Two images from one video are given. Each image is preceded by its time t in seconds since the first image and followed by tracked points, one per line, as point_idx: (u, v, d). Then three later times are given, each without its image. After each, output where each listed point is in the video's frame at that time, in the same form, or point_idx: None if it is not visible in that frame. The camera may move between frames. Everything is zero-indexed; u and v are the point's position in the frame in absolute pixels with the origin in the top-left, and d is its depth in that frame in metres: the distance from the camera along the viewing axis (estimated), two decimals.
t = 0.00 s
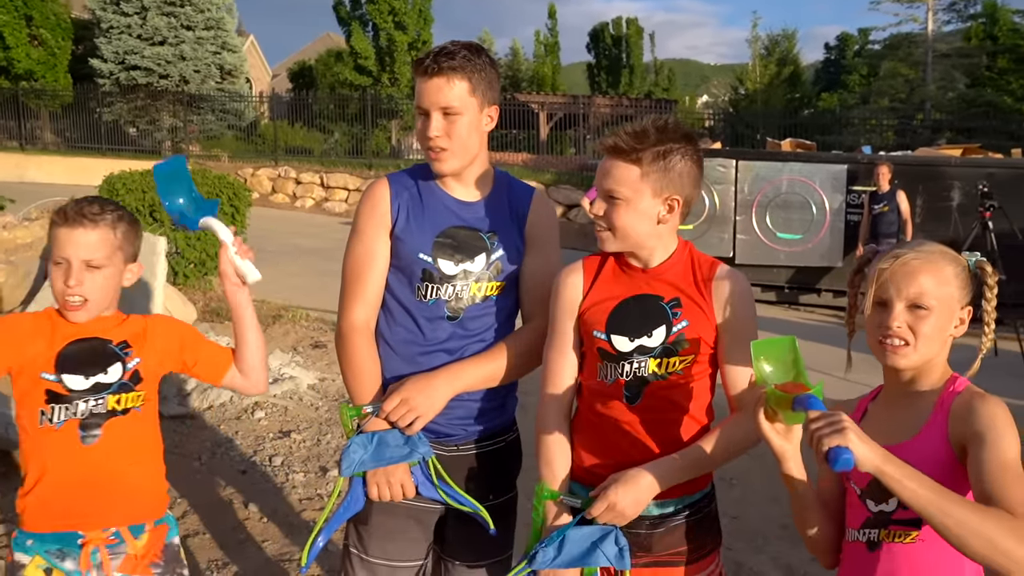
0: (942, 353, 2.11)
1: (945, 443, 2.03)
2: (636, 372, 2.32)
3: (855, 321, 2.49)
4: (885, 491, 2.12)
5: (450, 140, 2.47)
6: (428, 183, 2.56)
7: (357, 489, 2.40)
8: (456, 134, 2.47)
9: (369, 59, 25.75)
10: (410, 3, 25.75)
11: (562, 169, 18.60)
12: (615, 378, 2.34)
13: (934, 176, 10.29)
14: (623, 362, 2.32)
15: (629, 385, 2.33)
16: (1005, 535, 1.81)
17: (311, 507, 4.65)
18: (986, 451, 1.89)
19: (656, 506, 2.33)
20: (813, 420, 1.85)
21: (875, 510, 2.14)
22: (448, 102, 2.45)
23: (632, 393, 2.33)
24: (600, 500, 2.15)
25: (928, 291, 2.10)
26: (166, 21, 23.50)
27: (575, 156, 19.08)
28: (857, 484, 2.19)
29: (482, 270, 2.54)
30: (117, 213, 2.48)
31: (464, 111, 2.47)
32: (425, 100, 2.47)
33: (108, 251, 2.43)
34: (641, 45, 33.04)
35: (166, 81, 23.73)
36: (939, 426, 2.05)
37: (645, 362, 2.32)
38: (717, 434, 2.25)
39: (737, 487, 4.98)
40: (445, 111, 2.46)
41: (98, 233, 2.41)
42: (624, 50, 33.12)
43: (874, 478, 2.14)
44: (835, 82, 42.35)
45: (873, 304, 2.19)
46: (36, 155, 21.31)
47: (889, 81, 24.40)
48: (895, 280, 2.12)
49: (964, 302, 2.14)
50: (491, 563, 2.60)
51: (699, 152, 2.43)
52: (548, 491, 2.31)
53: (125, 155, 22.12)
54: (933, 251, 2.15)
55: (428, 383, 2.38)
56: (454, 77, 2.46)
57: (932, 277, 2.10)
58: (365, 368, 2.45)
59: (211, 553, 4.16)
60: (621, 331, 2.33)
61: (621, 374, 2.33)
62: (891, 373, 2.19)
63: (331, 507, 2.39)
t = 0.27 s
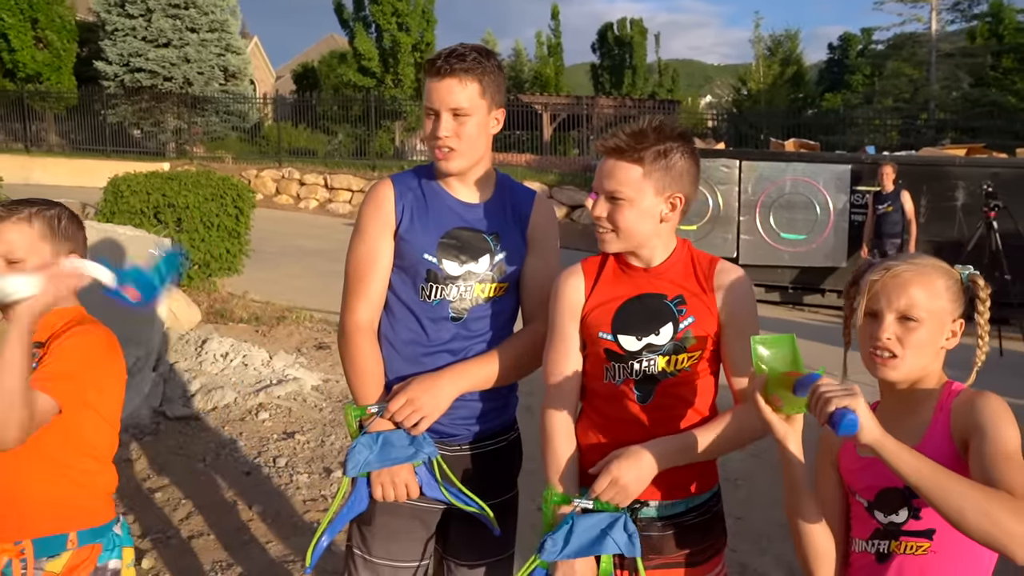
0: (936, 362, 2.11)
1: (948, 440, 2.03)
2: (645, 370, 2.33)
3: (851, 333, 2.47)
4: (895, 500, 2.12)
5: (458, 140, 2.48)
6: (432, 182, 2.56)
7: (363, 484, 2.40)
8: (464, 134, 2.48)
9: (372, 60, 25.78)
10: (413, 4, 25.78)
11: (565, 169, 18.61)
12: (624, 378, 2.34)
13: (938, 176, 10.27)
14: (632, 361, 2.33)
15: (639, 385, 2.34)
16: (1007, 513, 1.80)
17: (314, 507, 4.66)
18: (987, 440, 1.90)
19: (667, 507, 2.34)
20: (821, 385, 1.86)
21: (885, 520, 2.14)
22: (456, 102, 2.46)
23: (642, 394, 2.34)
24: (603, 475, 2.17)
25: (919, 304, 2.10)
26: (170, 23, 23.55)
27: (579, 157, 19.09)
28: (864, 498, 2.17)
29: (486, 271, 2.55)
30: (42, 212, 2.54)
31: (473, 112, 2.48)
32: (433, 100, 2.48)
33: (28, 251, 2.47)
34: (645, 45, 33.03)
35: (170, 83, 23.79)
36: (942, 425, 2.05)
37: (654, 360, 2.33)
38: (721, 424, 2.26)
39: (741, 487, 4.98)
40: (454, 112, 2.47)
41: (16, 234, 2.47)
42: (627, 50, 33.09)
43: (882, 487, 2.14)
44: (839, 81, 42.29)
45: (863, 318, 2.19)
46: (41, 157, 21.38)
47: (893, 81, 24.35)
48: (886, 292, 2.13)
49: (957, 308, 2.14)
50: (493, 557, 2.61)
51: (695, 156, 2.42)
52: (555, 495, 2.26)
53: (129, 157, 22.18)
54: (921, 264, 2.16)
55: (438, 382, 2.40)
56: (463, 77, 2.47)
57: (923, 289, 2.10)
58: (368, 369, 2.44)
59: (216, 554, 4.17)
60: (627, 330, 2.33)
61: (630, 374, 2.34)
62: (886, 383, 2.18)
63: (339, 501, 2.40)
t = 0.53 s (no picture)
0: (960, 363, 2.07)
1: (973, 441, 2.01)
2: (670, 368, 2.33)
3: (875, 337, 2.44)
4: (914, 499, 2.09)
5: (480, 141, 2.47)
6: (450, 183, 2.56)
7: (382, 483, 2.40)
8: (486, 135, 2.48)
9: (387, 61, 25.85)
10: (428, 5, 25.80)
11: (581, 169, 18.59)
12: (648, 377, 2.33)
13: (958, 174, 10.18)
14: (655, 361, 2.32)
15: (663, 384, 2.33)
16: (1019, 503, 1.81)
17: (333, 507, 4.68)
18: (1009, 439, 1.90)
19: (689, 506, 2.33)
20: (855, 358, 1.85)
21: (902, 519, 2.11)
22: (478, 103, 2.46)
23: (666, 392, 2.33)
24: (651, 478, 2.16)
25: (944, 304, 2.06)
26: (188, 25, 23.70)
27: (594, 157, 19.05)
28: (882, 494, 2.15)
29: (504, 271, 2.55)
30: (79, 214, 2.58)
31: (495, 113, 2.48)
32: (454, 101, 2.48)
33: (65, 252, 2.51)
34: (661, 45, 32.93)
35: (187, 85, 23.93)
36: (967, 426, 2.03)
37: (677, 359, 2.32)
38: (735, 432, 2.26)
39: (760, 487, 4.96)
40: (476, 113, 2.46)
41: (51, 236, 2.50)
42: (643, 50, 32.94)
43: (900, 486, 2.11)
44: (857, 79, 41.98)
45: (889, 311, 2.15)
46: (60, 159, 21.55)
47: (912, 78, 24.14)
48: (910, 288, 2.10)
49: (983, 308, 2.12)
50: (510, 554, 2.61)
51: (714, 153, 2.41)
52: (582, 496, 2.27)
53: (147, 158, 22.33)
54: (944, 262, 2.13)
55: (459, 380, 2.40)
56: (485, 79, 2.46)
57: (948, 285, 2.08)
58: (386, 367, 2.43)
59: (235, 553, 4.19)
60: (650, 330, 2.32)
61: (653, 372, 2.33)
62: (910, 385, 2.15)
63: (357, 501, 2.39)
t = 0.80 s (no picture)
0: (986, 362, 2.06)
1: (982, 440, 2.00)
2: (682, 369, 2.31)
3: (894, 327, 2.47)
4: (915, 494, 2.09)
5: (496, 144, 2.47)
6: (463, 184, 2.56)
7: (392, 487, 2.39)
8: (502, 137, 2.48)
9: (397, 62, 25.91)
10: (438, 6, 25.83)
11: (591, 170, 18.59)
12: (660, 379, 2.32)
13: (969, 175, 10.13)
14: (668, 362, 2.31)
15: (676, 385, 2.31)
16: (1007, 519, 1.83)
17: (343, 508, 4.68)
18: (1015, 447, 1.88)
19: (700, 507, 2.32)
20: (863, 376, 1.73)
21: (906, 512, 2.11)
22: (496, 106, 2.45)
23: (679, 393, 2.31)
24: (672, 498, 2.16)
25: (969, 292, 2.05)
26: (199, 26, 23.80)
27: (604, 158, 19.05)
28: (889, 483, 2.15)
29: (515, 271, 2.54)
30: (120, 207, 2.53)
31: (512, 116, 2.48)
32: (470, 103, 2.47)
33: (119, 244, 2.49)
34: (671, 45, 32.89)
35: (198, 86, 24.03)
36: (980, 431, 2.01)
37: (690, 360, 2.31)
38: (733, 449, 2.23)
39: (771, 489, 4.94)
40: (493, 115, 2.46)
41: (102, 228, 2.45)
42: (654, 51, 32.91)
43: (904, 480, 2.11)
44: (867, 80, 41.81)
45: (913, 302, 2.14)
46: (72, 160, 21.67)
47: (922, 79, 24.02)
48: (937, 281, 2.09)
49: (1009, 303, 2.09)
50: (520, 553, 2.60)
51: (728, 149, 2.35)
52: (595, 500, 2.23)
53: (158, 159, 22.44)
54: (969, 258, 2.11)
55: (470, 381, 2.41)
56: (502, 81, 2.46)
57: (976, 278, 2.06)
58: (397, 365, 2.43)
59: (245, 553, 4.20)
60: (662, 331, 2.32)
61: (665, 374, 2.31)
62: (932, 384, 2.14)
63: (366, 504, 2.38)
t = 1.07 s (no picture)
0: (983, 362, 2.07)
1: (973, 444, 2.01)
2: (681, 372, 2.31)
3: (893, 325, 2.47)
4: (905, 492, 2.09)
5: (495, 144, 2.46)
6: (455, 184, 2.54)
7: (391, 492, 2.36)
8: (500, 138, 2.47)
9: (393, 63, 25.89)
10: (434, 7, 25.81)
11: (586, 171, 18.60)
12: (659, 380, 2.31)
13: (963, 178, 10.16)
14: (667, 364, 2.30)
15: (676, 386, 2.31)
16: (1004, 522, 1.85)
17: (337, 509, 4.67)
18: (1009, 459, 1.87)
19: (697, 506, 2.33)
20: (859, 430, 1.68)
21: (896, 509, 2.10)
22: (494, 106, 2.45)
23: (679, 394, 2.31)
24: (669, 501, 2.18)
25: (969, 293, 2.04)
26: (193, 26, 23.75)
27: (600, 159, 19.07)
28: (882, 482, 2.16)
29: (512, 271, 2.54)
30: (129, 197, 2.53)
31: (510, 117, 2.48)
32: (466, 101, 2.46)
33: (134, 234, 2.50)
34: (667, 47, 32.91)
35: (193, 86, 23.97)
36: (972, 434, 2.02)
37: (688, 362, 2.31)
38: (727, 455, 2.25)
39: (764, 489, 4.95)
40: (491, 115, 2.45)
41: (126, 221, 2.48)
42: (650, 52, 32.95)
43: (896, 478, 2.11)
44: (863, 82, 41.87)
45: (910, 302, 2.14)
46: (66, 160, 21.61)
47: (916, 82, 24.04)
48: (936, 282, 2.08)
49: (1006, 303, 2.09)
50: (516, 552, 2.60)
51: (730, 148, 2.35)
52: (596, 502, 2.23)
53: (153, 159, 22.40)
54: (969, 260, 2.09)
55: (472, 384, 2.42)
56: (499, 80, 2.45)
57: (973, 280, 2.06)
58: (393, 367, 2.42)
59: (239, 554, 4.19)
60: (660, 332, 2.31)
61: (665, 376, 2.31)
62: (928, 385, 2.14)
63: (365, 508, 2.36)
